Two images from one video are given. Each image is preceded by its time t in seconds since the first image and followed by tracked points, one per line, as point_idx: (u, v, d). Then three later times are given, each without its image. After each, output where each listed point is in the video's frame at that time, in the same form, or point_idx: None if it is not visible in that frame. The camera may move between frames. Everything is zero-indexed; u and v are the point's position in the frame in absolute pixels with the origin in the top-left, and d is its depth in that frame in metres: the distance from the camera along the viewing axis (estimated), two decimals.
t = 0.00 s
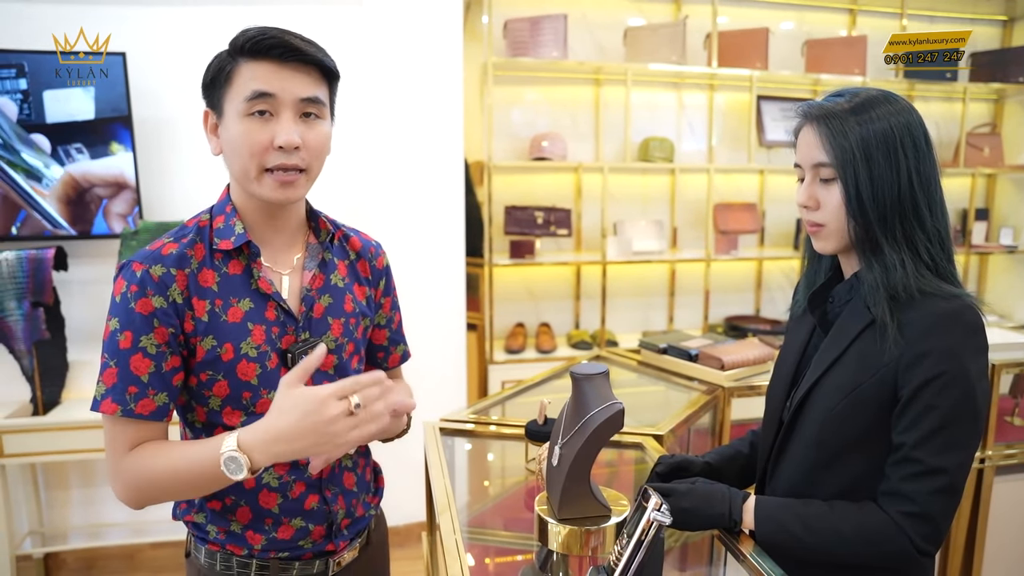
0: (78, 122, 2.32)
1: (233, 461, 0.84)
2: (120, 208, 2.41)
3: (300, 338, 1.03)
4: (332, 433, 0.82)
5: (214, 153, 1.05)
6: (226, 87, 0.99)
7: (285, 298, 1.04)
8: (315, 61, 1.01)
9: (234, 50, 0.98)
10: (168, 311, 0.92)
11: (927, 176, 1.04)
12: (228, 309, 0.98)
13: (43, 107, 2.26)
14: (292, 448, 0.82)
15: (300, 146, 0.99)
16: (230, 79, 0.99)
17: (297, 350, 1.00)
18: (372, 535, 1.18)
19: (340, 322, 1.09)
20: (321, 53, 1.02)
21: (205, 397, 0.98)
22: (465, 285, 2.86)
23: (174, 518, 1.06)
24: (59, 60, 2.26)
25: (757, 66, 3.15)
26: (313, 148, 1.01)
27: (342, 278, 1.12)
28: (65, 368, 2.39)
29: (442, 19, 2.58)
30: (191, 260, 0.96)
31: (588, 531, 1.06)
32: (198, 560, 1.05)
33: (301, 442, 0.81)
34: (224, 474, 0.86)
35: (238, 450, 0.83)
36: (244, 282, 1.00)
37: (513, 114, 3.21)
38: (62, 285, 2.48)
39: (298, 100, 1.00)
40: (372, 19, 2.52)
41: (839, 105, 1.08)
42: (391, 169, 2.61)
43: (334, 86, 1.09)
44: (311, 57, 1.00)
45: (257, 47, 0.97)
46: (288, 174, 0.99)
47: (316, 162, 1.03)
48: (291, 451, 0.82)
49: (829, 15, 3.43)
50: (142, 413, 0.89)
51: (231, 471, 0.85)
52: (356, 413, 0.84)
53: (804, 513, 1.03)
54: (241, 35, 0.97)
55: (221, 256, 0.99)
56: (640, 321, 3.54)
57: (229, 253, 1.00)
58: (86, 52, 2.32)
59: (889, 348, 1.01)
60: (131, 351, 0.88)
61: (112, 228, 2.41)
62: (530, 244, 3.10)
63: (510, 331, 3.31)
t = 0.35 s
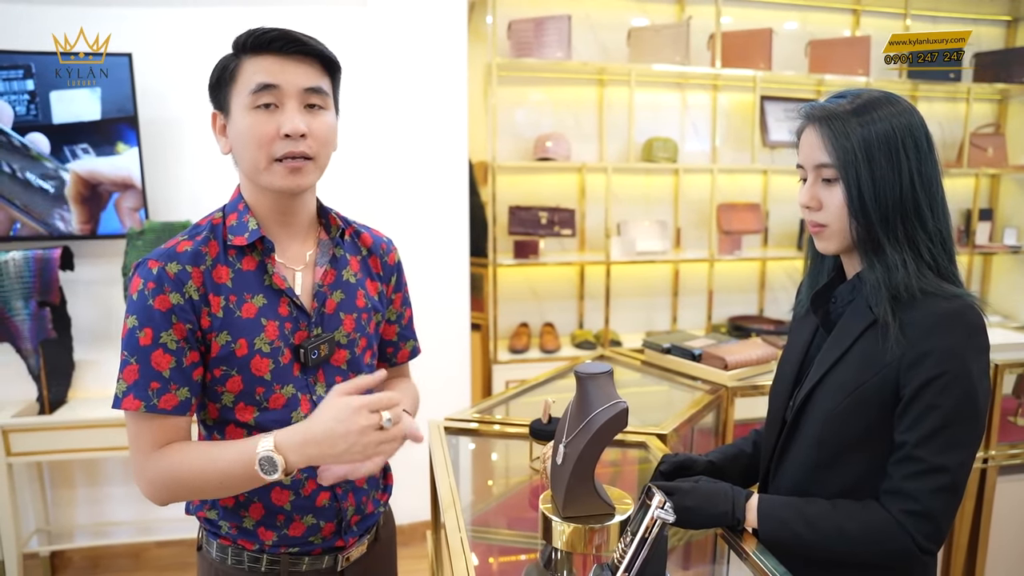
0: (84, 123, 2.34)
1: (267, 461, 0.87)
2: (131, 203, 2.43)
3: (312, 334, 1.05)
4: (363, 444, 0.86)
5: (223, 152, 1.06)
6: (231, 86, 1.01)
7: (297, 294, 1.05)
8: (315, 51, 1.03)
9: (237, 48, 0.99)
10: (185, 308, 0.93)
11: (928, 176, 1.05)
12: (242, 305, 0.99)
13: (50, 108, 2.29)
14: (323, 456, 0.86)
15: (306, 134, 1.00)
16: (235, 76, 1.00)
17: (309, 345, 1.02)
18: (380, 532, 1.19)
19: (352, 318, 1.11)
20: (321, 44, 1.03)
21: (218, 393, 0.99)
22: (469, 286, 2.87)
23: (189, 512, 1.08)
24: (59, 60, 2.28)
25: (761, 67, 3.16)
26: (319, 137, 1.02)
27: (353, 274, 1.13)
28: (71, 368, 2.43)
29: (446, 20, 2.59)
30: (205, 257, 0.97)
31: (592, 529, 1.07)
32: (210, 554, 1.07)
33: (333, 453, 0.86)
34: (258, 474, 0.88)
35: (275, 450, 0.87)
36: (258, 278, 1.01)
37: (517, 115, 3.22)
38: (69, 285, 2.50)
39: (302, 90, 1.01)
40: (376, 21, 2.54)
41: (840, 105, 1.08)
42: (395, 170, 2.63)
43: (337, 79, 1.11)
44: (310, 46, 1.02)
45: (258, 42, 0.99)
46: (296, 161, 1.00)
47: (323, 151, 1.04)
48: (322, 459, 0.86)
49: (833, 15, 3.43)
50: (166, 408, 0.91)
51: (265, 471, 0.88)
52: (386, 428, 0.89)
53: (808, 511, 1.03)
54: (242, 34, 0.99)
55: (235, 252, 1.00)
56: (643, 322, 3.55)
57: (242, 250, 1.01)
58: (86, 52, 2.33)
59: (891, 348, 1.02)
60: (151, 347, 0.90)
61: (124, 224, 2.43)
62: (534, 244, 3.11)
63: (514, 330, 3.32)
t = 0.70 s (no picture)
0: (89, 123, 2.35)
1: (294, 499, 0.97)
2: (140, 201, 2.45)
3: (316, 332, 1.06)
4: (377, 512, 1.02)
5: (235, 149, 1.07)
6: (251, 84, 1.02)
7: (303, 292, 1.06)
8: (337, 57, 1.03)
9: (259, 48, 1.01)
10: (189, 302, 0.95)
11: (932, 176, 1.05)
12: (246, 301, 1.00)
13: (56, 108, 2.29)
14: (339, 508, 1.01)
15: (324, 137, 1.01)
16: (255, 75, 1.01)
17: (312, 343, 1.03)
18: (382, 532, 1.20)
19: (356, 318, 1.11)
20: (342, 50, 1.04)
21: (220, 387, 1.00)
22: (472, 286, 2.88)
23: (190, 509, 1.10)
24: (59, 60, 2.26)
25: (765, 67, 3.16)
26: (335, 141, 1.03)
27: (359, 274, 1.14)
28: (76, 366, 2.43)
29: (450, 21, 2.60)
30: (212, 253, 0.98)
31: (597, 527, 1.07)
32: (212, 551, 1.08)
33: (351, 510, 1.01)
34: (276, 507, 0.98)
35: (304, 491, 0.98)
36: (264, 275, 1.02)
37: (520, 115, 3.23)
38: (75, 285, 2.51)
39: (321, 94, 1.02)
40: (380, 21, 2.54)
41: (844, 105, 1.09)
42: (399, 170, 2.64)
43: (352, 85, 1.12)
44: (333, 52, 1.03)
45: (283, 44, 1.00)
46: (311, 164, 1.02)
47: (337, 155, 1.05)
48: (339, 509, 1.01)
49: (837, 16, 3.43)
50: (166, 400, 0.94)
51: (287, 508, 0.98)
52: (400, 501, 1.06)
53: (812, 510, 1.04)
54: (266, 34, 1.00)
55: (242, 248, 1.01)
56: (647, 322, 3.56)
57: (250, 246, 1.02)
58: (86, 53, 2.32)
59: (895, 347, 1.02)
60: (154, 339, 0.92)
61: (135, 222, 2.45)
62: (538, 244, 3.11)
63: (518, 330, 3.33)
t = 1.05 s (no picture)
0: (92, 123, 2.35)
1: (280, 484, 0.94)
2: (137, 205, 2.45)
3: (320, 333, 1.06)
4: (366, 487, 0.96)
5: (246, 148, 1.07)
6: (265, 84, 1.02)
7: (308, 293, 1.07)
8: (352, 62, 1.05)
9: (276, 48, 1.01)
10: (194, 302, 0.95)
11: (936, 177, 1.05)
12: (251, 302, 1.00)
13: (59, 108, 2.30)
14: (332, 489, 0.96)
15: (337, 141, 1.02)
16: (270, 76, 1.01)
17: (317, 344, 1.03)
18: (382, 532, 1.21)
19: (360, 320, 1.12)
20: (357, 56, 1.06)
21: (224, 388, 1.00)
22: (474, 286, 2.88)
23: (190, 508, 1.10)
24: (59, 60, 2.26)
25: (767, 67, 3.16)
26: (347, 145, 1.04)
27: (362, 276, 1.15)
28: (79, 367, 2.44)
29: (452, 21, 2.60)
30: (218, 253, 0.98)
31: (599, 527, 1.06)
32: (211, 551, 1.09)
33: (343, 489, 0.96)
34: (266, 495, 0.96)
35: (291, 476, 0.95)
36: (269, 276, 1.02)
37: (522, 114, 3.23)
38: (78, 285, 2.52)
39: (336, 98, 1.03)
40: (382, 22, 2.55)
41: (847, 105, 1.09)
42: (401, 170, 2.64)
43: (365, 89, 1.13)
44: (349, 58, 1.04)
45: (301, 47, 1.00)
46: (323, 166, 1.02)
47: (348, 158, 1.05)
48: (331, 490, 0.96)
49: (839, 16, 3.43)
50: (170, 401, 0.94)
51: (276, 493, 0.95)
52: (396, 481, 0.99)
53: (815, 510, 1.04)
54: (286, 35, 1.01)
55: (247, 249, 1.02)
56: (649, 322, 3.56)
57: (255, 247, 1.02)
58: (86, 53, 2.33)
59: (897, 347, 1.02)
60: (159, 340, 0.92)
61: (131, 225, 2.46)
62: (540, 244, 3.11)
63: (520, 330, 3.33)
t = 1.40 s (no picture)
0: (93, 123, 2.35)
1: (219, 374, 0.85)
2: (134, 206, 2.45)
3: (325, 334, 1.07)
4: (281, 318, 0.84)
5: (257, 149, 1.08)
6: (276, 87, 1.02)
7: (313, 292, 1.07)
8: (365, 67, 1.04)
9: (289, 51, 1.01)
10: (203, 294, 0.95)
11: (939, 177, 1.05)
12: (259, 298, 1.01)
13: (60, 108, 2.30)
14: (265, 340, 0.85)
15: (346, 146, 1.01)
16: (282, 78, 1.01)
17: (321, 344, 1.03)
18: (379, 532, 1.21)
19: (364, 322, 1.11)
20: (371, 60, 1.05)
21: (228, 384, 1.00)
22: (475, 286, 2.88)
23: (187, 509, 1.09)
24: (59, 60, 2.27)
25: (769, 67, 3.15)
26: (357, 150, 1.03)
27: (367, 279, 1.14)
28: (80, 367, 2.44)
29: (454, 21, 2.60)
30: (226, 248, 0.99)
31: (602, 527, 1.05)
32: (207, 552, 1.08)
33: (257, 331, 0.85)
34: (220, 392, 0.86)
35: (223, 359, 0.85)
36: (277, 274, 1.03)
37: (524, 114, 3.23)
38: (79, 285, 2.52)
39: (347, 103, 1.03)
40: (383, 22, 2.54)
41: (850, 105, 1.09)
42: (402, 170, 2.64)
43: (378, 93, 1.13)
44: (362, 62, 1.04)
45: (313, 50, 1.00)
46: (331, 171, 1.02)
47: (358, 163, 1.05)
48: (261, 345, 0.85)
49: (841, 16, 3.43)
50: (181, 393, 0.93)
51: (223, 384, 0.85)
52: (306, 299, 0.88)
53: (817, 510, 1.04)
54: (300, 38, 1.01)
55: (256, 246, 1.02)
56: (651, 322, 3.55)
57: (264, 245, 1.03)
58: (86, 53, 2.33)
59: (901, 347, 1.02)
60: (170, 331, 0.91)
61: (127, 226, 2.45)
62: (542, 244, 3.10)
63: (521, 331, 3.33)
